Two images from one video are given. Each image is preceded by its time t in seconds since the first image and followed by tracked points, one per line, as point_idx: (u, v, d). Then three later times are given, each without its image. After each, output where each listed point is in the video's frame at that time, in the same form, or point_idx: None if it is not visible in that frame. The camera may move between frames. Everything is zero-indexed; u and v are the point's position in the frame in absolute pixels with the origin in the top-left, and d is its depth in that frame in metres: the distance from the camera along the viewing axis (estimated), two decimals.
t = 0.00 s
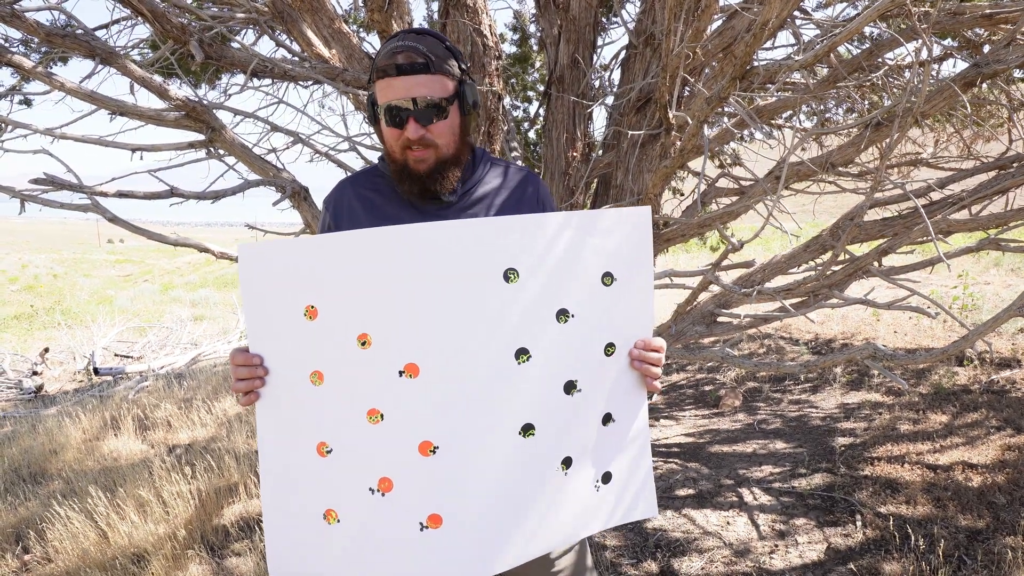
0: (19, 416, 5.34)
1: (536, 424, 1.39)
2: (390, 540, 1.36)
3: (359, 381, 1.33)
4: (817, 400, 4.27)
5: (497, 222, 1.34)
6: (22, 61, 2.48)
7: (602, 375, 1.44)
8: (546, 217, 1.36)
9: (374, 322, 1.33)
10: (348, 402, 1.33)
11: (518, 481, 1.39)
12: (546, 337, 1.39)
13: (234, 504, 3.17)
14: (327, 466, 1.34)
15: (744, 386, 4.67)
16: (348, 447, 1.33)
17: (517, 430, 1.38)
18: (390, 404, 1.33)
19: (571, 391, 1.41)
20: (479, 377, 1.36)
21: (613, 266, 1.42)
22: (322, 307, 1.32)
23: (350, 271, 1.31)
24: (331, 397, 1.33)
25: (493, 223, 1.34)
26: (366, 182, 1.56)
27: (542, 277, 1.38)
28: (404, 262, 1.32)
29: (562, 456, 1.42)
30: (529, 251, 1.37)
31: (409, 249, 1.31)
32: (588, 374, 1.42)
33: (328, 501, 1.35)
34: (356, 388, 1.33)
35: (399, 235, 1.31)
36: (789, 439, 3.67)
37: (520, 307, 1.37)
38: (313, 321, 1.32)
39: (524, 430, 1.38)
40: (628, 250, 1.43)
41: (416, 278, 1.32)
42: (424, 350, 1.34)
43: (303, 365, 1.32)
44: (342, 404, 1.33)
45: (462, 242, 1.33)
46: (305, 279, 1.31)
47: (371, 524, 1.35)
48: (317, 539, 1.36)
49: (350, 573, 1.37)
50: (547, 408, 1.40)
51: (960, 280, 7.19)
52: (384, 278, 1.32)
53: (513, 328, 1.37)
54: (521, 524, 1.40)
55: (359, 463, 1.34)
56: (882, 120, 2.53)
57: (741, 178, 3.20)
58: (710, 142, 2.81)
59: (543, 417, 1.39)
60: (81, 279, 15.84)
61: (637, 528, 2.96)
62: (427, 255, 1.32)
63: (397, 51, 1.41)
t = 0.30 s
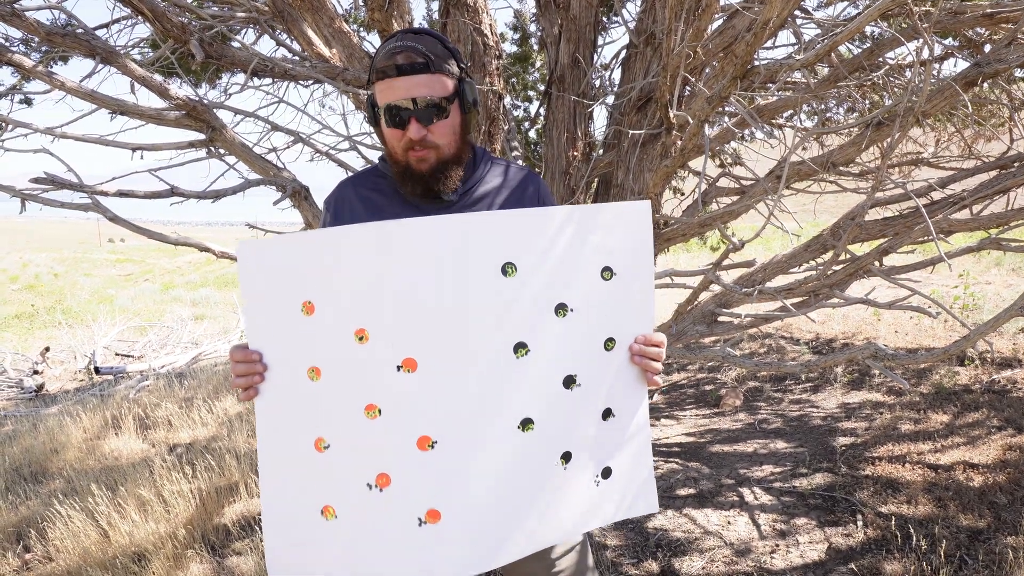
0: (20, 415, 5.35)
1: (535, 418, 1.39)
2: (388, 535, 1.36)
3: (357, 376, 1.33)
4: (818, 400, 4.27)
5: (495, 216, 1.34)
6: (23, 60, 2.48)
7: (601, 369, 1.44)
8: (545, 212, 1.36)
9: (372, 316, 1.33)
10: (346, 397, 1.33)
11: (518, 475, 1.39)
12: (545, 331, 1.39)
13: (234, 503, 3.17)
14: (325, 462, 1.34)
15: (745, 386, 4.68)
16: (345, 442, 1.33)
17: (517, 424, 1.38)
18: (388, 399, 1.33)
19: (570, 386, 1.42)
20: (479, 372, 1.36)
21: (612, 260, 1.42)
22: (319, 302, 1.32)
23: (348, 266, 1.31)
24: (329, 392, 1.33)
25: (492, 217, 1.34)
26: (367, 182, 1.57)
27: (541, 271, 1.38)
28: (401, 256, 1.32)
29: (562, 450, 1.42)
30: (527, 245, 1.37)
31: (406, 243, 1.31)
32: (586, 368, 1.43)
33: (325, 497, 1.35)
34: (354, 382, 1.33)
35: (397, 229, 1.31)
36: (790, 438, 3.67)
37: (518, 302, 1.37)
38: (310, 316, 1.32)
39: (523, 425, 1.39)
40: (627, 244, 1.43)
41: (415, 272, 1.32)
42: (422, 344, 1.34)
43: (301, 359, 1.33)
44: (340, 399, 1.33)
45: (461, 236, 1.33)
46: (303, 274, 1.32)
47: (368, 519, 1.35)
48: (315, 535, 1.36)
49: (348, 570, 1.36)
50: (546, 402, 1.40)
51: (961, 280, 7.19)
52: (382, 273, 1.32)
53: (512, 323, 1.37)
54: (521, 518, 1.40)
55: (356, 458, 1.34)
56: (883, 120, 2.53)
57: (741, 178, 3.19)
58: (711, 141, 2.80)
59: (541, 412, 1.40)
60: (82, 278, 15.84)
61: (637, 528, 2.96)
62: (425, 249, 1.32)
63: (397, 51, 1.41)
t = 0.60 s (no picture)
0: (20, 411, 5.35)
1: (531, 400, 1.38)
2: (386, 516, 1.36)
3: (352, 359, 1.32)
4: (819, 398, 4.27)
5: (487, 197, 1.33)
6: (23, 56, 2.47)
7: (598, 349, 1.39)
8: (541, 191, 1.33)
9: (367, 301, 1.32)
10: (341, 381, 1.32)
11: (514, 457, 1.38)
12: (542, 313, 1.36)
13: (235, 499, 3.17)
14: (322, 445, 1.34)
15: (746, 384, 4.68)
16: (341, 425, 1.34)
17: (512, 408, 1.37)
18: (382, 383, 1.33)
19: (566, 367, 1.38)
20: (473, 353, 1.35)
21: (610, 237, 1.37)
22: (314, 284, 1.31)
23: (343, 250, 1.31)
24: (325, 376, 1.33)
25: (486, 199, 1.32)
26: (367, 179, 1.56)
27: (536, 253, 1.36)
28: (396, 243, 1.32)
29: (558, 430, 1.40)
30: (523, 226, 1.34)
31: (400, 227, 1.31)
32: (582, 349, 1.39)
33: (323, 479, 1.35)
34: (349, 368, 1.32)
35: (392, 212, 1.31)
36: (791, 436, 3.67)
37: (514, 283, 1.35)
38: (304, 298, 1.31)
39: (518, 408, 1.37)
40: (625, 221, 1.37)
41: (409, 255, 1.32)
42: (416, 328, 1.33)
43: (295, 342, 1.31)
44: (335, 383, 1.33)
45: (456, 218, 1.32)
46: (298, 255, 1.31)
47: (367, 500, 1.35)
48: (313, 517, 1.36)
49: (347, 552, 1.36)
50: (541, 385, 1.38)
51: (963, 278, 7.19)
52: (376, 256, 1.31)
53: (507, 305, 1.35)
54: (518, 499, 1.39)
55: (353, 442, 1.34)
56: (886, 117, 2.52)
57: (742, 175, 3.19)
58: (713, 138, 2.78)
59: (537, 394, 1.38)
60: (82, 275, 15.83)
61: (637, 525, 2.96)
62: (419, 233, 1.32)
63: (397, 44, 1.41)
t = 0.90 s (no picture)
0: (20, 405, 5.34)
1: (547, 443, 1.36)
2: (398, 551, 1.35)
3: (370, 399, 1.29)
4: (823, 397, 4.24)
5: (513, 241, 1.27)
6: (21, 47, 2.43)
7: (613, 389, 1.39)
8: (566, 237, 1.29)
9: (385, 340, 1.27)
10: (357, 418, 1.29)
11: (525, 495, 1.38)
12: (560, 353, 1.34)
13: (235, 496, 3.15)
14: (335, 479, 1.31)
15: (749, 382, 4.65)
16: (355, 461, 1.30)
17: (527, 448, 1.35)
18: (400, 424, 1.30)
19: (582, 409, 1.37)
20: (493, 397, 1.32)
21: (630, 282, 1.35)
22: (334, 320, 1.26)
23: (362, 286, 1.25)
24: (342, 412, 1.28)
25: (512, 241, 1.27)
26: (370, 170, 1.51)
27: (559, 293, 1.31)
28: (416, 280, 1.25)
29: (570, 470, 1.39)
30: (546, 268, 1.30)
31: (421, 268, 1.25)
32: (598, 391, 1.38)
33: (336, 512, 1.32)
34: (366, 405, 1.29)
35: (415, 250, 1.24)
36: (794, 435, 3.64)
37: (535, 326, 1.32)
38: (323, 333, 1.26)
39: (534, 449, 1.36)
40: (645, 266, 1.36)
41: (431, 295, 1.27)
42: (436, 369, 1.29)
43: (313, 378, 1.27)
44: (351, 420, 1.29)
45: (480, 259, 1.27)
46: (316, 291, 1.24)
47: (379, 536, 1.34)
48: (323, 547, 1.34)
49: None
50: (557, 425, 1.36)
51: (967, 277, 7.15)
52: (396, 294, 1.26)
53: (527, 349, 1.32)
54: (527, 535, 1.39)
55: (367, 477, 1.31)
56: (895, 114, 2.48)
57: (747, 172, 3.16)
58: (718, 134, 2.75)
59: (554, 436, 1.36)
60: (82, 269, 15.81)
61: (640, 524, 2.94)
62: (440, 276, 1.26)
63: (401, 27, 1.41)
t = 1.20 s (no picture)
0: (20, 407, 5.34)
1: (537, 434, 1.37)
2: (390, 539, 1.36)
3: (360, 391, 1.30)
4: (820, 397, 4.26)
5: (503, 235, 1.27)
6: (22, 49, 2.45)
7: (605, 381, 1.40)
8: (556, 231, 1.30)
9: (375, 333, 1.29)
10: (348, 409, 1.31)
11: (518, 485, 1.38)
12: (552, 346, 1.35)
13: (235, 497, 3.17)
14: (327, 467, 1.33)
15: (747, 382, 4.67)
16: (347, 450, 1.32)
17: (519, 439, 1.36)
18: (391, 414, 1.31)
19: (574, 401, 1.38)
20: (482, 388, 1.32)
21: (622, 275, 1.36)
22: (321, 314, 1.28)
23: (350, 279, 1.27)
24: (333, 404, 1.31)
25: (500, 234, 1.27)
26: (369, 171, 1.53)
27: (550, 286, 1.32)
28: (406, 274, 1.27)
29: (563, 460, 1.40)
30: (535, 261, 1.31)
31: (411, 263, 1.26)
32: (591, 383, 1.39)
33: (328, 499, 1.35)
34: (357, 396, 1.30)
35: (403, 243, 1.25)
36: (792, 435, 3.66)
37: (525, 319, 1.32)
38: (310, 328, 1.28)
39: (524, 439, 1.36)
40: (638, 259, 1.36)
41: (419, 287, 1.28)
42: (425, 360, 1.30)
43: (302, 370, 1.29)
44: (342, 411, 1.31)
45: (469, 252, 1.28)
46: (306, 284, 1.27)
47: (372, 523, 1.36)
48: (316, 533, 1.37)
49: (349, 567, 1.38)
50: (549, 415, 1.37)
51: (964, 277, 7.18)
52: (384, 286, 1.27)
53: (518, 340, 1.33)
54: (520, 524, 1.40)
55: (359, 466, 1.33)
56: (890, 116, 2.50)
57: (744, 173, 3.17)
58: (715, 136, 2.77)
59: (545, 427, 1.37)
60: (82, 270, 15.82)
61: (638, 524, 2.96)
62: (429, 269, 1.27)
63: (401, 29, 1.42)
